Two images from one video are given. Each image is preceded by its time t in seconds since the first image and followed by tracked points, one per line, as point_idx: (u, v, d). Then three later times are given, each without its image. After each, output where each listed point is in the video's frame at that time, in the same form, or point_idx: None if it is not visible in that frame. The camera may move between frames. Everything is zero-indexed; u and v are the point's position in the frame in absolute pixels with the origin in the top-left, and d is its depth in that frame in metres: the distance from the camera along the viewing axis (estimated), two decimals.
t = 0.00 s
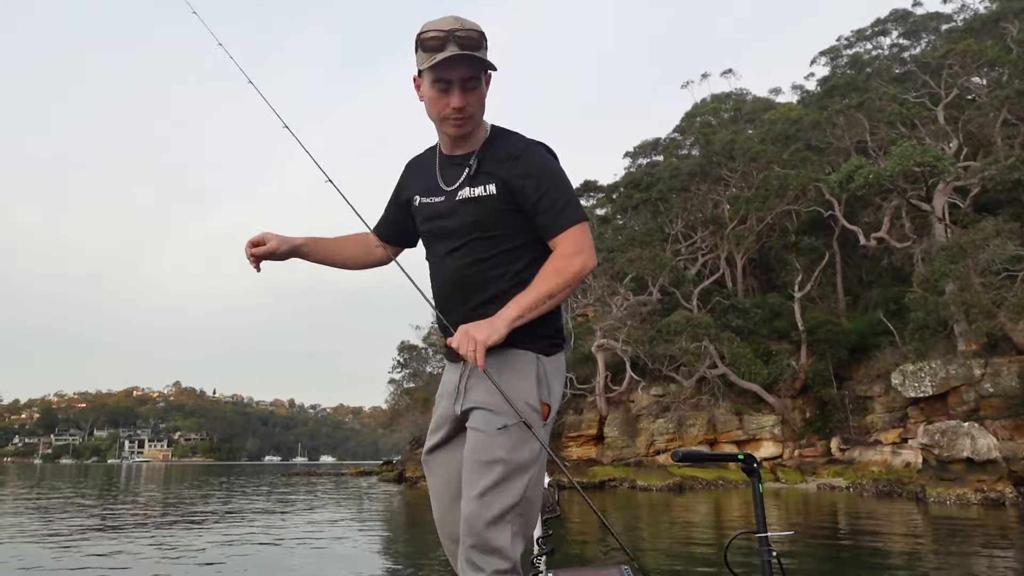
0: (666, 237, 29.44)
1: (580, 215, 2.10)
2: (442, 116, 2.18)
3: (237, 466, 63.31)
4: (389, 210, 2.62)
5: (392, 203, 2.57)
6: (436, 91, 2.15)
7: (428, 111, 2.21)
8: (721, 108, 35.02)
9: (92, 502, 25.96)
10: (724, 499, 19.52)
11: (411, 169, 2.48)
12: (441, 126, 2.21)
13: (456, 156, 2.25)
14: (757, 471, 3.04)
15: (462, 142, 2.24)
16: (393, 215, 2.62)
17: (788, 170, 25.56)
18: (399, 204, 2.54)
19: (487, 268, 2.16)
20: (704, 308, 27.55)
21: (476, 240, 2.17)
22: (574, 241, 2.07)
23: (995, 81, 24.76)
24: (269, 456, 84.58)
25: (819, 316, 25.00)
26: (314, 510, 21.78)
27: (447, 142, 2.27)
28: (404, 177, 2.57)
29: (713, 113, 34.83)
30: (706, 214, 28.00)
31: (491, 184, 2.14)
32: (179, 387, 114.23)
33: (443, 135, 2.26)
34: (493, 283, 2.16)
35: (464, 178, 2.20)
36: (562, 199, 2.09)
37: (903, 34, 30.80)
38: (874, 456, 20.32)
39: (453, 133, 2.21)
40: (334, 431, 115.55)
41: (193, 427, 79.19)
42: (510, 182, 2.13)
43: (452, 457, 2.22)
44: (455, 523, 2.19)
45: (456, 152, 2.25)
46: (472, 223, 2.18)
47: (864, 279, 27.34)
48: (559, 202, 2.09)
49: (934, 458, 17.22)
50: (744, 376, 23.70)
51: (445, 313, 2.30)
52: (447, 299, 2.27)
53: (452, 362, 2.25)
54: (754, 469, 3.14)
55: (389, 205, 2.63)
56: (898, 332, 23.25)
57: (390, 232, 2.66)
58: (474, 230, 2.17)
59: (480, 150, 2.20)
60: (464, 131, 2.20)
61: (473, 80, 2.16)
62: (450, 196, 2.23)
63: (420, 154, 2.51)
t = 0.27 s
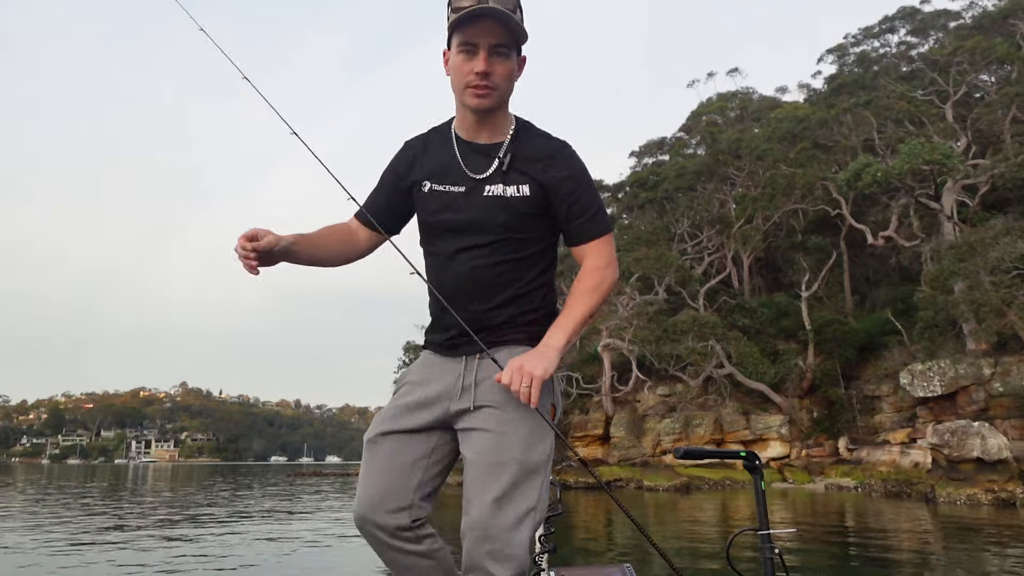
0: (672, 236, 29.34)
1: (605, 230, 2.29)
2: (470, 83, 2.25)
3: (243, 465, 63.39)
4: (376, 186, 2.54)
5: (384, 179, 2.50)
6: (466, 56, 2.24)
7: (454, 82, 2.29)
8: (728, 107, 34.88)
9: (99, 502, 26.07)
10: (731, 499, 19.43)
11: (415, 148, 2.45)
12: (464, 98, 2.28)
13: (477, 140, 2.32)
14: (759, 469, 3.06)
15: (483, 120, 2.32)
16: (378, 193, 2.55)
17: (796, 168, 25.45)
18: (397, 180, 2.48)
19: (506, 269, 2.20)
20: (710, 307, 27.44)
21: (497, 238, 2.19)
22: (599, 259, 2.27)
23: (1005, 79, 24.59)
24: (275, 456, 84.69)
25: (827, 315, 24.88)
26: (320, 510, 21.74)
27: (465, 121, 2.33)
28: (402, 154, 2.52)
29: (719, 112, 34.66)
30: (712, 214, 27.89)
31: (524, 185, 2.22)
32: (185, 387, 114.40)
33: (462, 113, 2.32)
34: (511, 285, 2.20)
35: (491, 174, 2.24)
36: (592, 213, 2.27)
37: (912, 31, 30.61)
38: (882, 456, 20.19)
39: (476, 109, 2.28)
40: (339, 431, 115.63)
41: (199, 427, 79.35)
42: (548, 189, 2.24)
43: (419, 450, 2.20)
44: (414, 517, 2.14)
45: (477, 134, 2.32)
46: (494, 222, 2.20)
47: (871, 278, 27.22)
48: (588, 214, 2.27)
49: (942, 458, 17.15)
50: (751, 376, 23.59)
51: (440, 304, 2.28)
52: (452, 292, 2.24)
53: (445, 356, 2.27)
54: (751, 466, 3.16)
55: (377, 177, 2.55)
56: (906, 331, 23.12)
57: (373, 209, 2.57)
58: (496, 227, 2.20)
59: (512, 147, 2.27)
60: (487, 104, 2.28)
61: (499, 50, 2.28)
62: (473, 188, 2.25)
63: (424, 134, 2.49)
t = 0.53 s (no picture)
0: (679, 233, 29.23)
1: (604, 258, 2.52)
2: (507, 87, 2.28)
3: (250, 464, 63.52)
4: (358, 179, 2.39)
5: (369, 174, 2.36)
6: (502, 62, 2.28)
7: (488, 88, 2.31)
8: (734, 103, 34.71)
9: (107, 499, 26.16)
10: (738, 497, 19.34)
11: (414, 148, 2.40)
12: (496, 104, 2.30)
13: (501, 152, 2.37)
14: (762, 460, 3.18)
15: (510, 129, 2.37)
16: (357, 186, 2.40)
17: (803, 165, 25.34)
18: (381, 177, 2.36)
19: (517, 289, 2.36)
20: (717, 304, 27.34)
21: (514, 260, 2.31)
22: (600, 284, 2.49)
23: (1015, 74, 24.41)
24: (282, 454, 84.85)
25: (835, 313, 24.76)
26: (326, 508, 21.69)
27: (495, 128, 2.36)
28: (389, 149, 2.42)
29: (726, 109, 34.46)
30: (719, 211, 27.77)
31: (545, 214, 2.37)
32: (192, 385, 114.64)
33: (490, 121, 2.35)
34: (515, 296, 2.35)
35: (514, 197, 2.34)
36: (595, 243, 2.51)
37: (920, 27, 30.41)
38: (891, 455, 20.08)
39: (503, 117, 2.32)
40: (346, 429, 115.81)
41: (206, 425, 79.56)
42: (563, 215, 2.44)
43: (423, 454, 2.20)
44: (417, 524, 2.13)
45: (502, 146, 2.38)
46: (515, 243, 2.31)
47: (879, 276, 27.10)
48: (592, 240, 2.51)
49: (953, 457, 17.14)
50: (759, 374, 23.49)
51: (434, 306, 2.31)
52: (458, 302, 2.30)
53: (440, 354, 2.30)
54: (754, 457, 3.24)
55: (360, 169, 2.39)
56: (915, 328, 23.00)
57: (352, 201, 2.38)
58: (512, 250, 2.31)
59: (534, 174, 2.39)
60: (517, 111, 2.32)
61: (532, 56, 2.33)
62: (495, 207, 2.30)
63: (421, 133, 2.43)
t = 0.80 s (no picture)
0: (684, 232, 29.13)
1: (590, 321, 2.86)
2: (535, 194, 2.42)
3: (256, 463, 63.50)
4: (332, 235, 2.57)
5: (350, 237, 2.57)
6: (549, 174, 2.37)
7: (518, 181, 2.38)
8: (740, 101, 34.55)
9: (113, 498, 26.23)
10: (745, 497, 19.24)
11: (399, 211, 2.62)
12: (519, 201, 2.43)
13: (488, 227, 2.59)
14: (763, 458, 3.19)
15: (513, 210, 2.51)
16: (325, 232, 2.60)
17: (810, 163, 25.25)
18: (358, 239, 2.60)
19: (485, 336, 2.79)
20: (723, 303, 27.23)
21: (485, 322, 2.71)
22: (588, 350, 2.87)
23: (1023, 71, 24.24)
24: (287, 454, 84.86)
25: (841, 311, 24.66)
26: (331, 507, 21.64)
27: (496, 205, 2.50)
28: (369, 205, 2.62)
29: (731, 107, 34.27)
30: (725, 209, 27.65)
31: (523, 287, 2.71)
32: (198, 384, 114.67)
33: (498, 204, 2.49)
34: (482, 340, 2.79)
35: (497, 271, 2.63)
36: (581, 302, 2.84)
37: (928, 23, 30.21)
38: (899, 454, 19.96)
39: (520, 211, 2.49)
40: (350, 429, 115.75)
41: (211, 425, 79.54)
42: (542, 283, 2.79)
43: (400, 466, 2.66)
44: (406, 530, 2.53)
45: (493, 220, 2.57)
46: (489, 310, 2.69)
47: (886, 275, 26.98)
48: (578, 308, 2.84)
49: (963, 457, 17.04)
50: (765, 373, 23.38)
51: (404, 346, 2.72)
52: (435, 344, 2.71)
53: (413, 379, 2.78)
54: (756, 457, 3.21)
55: (332, 223, 2.58)
56: (923, 327, 22.88)
57: (320, 250, 2.56)
58: (484, 313, 2.69)
59: (524, 251, 2.67)
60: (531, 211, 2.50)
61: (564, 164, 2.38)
62: (477, 279, 2.62)
63: (403, 197, 2.63)
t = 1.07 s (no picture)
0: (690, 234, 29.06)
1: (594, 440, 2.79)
2: (565, 316, 2.45)
3: (261, 465, 63.44)
4: (339, 287, 2.68)
5: (358, 295, 2.66)
6: (583, 301, 2.39)
7: (553, 303, 2.39)
8: (745, 102, 34.46)
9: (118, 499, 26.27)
10: (750, 499, 19.15)
11: (416, 290, 2.65)
12: (548, 319, 2.45)
13: (497, 332, 2.62)
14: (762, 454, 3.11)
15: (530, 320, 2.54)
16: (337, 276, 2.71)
17: (816, 164, 25.18)
18: (364, 299, 2.69)
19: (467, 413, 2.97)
20: (728, 305, 27.16)
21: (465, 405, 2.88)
22: (597, 465, 2.78)
23: None
24: (291, 455, 84.83)
25: (847, 313, 24.58)
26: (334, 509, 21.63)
27: (519, 318, 2.52)
28: (386, 271, 2.67)
29: (737, 108, 34.18)
30: (730, 211, 27.58)
31: (509, 391, 2.80)
32: (202, 386, 114.74)
33: (521, 316, 2.51)
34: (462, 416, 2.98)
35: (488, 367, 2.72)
36: (577, 424, 2.77)
37: (935, 24, 30.11)
38: (905, 457, 19.84)
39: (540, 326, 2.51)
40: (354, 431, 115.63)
41: (216, 427, 79.52)
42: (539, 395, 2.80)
43: (386, 478, 2.86)
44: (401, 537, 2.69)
45: (503, 326, 2.60)
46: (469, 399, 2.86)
47: (892, 276, 26.87)
48: (588, 427, 2.78)
49: (971, 459, 17.01)
50: (771, 375, 23.30)
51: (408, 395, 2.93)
52: (421, 407, 2.90)
53: (398, 416, 2.96)
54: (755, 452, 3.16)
55: (346, 275, 2.67)
56: (930, 329, 22.78)
57: (322, 292, 2.69)
58: (468, 397, 2.85)
59: (527, 360, 2.72)
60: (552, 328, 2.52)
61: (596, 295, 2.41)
62: (467, 370, 2.73)
63: (416, 269, 2.66)
